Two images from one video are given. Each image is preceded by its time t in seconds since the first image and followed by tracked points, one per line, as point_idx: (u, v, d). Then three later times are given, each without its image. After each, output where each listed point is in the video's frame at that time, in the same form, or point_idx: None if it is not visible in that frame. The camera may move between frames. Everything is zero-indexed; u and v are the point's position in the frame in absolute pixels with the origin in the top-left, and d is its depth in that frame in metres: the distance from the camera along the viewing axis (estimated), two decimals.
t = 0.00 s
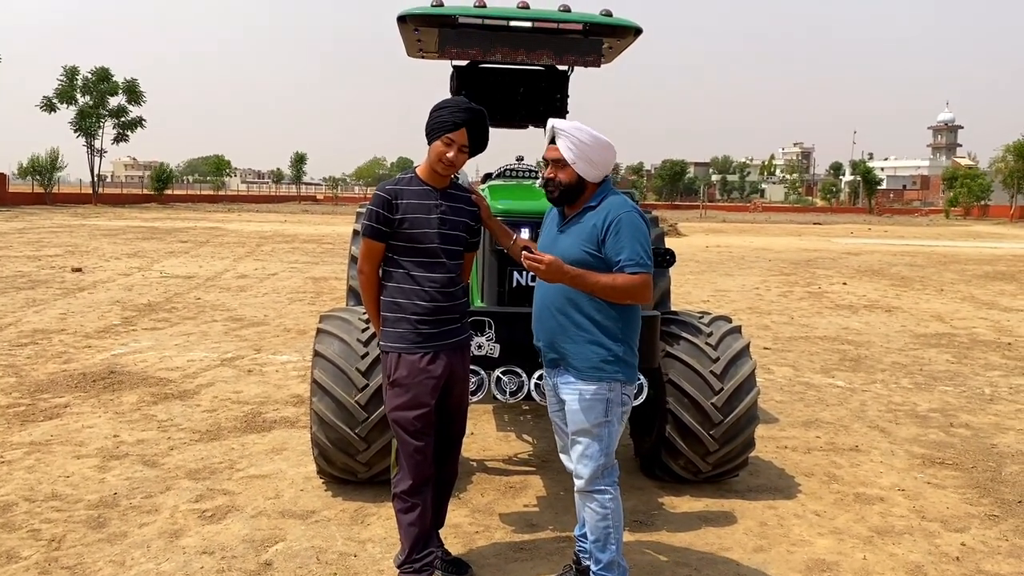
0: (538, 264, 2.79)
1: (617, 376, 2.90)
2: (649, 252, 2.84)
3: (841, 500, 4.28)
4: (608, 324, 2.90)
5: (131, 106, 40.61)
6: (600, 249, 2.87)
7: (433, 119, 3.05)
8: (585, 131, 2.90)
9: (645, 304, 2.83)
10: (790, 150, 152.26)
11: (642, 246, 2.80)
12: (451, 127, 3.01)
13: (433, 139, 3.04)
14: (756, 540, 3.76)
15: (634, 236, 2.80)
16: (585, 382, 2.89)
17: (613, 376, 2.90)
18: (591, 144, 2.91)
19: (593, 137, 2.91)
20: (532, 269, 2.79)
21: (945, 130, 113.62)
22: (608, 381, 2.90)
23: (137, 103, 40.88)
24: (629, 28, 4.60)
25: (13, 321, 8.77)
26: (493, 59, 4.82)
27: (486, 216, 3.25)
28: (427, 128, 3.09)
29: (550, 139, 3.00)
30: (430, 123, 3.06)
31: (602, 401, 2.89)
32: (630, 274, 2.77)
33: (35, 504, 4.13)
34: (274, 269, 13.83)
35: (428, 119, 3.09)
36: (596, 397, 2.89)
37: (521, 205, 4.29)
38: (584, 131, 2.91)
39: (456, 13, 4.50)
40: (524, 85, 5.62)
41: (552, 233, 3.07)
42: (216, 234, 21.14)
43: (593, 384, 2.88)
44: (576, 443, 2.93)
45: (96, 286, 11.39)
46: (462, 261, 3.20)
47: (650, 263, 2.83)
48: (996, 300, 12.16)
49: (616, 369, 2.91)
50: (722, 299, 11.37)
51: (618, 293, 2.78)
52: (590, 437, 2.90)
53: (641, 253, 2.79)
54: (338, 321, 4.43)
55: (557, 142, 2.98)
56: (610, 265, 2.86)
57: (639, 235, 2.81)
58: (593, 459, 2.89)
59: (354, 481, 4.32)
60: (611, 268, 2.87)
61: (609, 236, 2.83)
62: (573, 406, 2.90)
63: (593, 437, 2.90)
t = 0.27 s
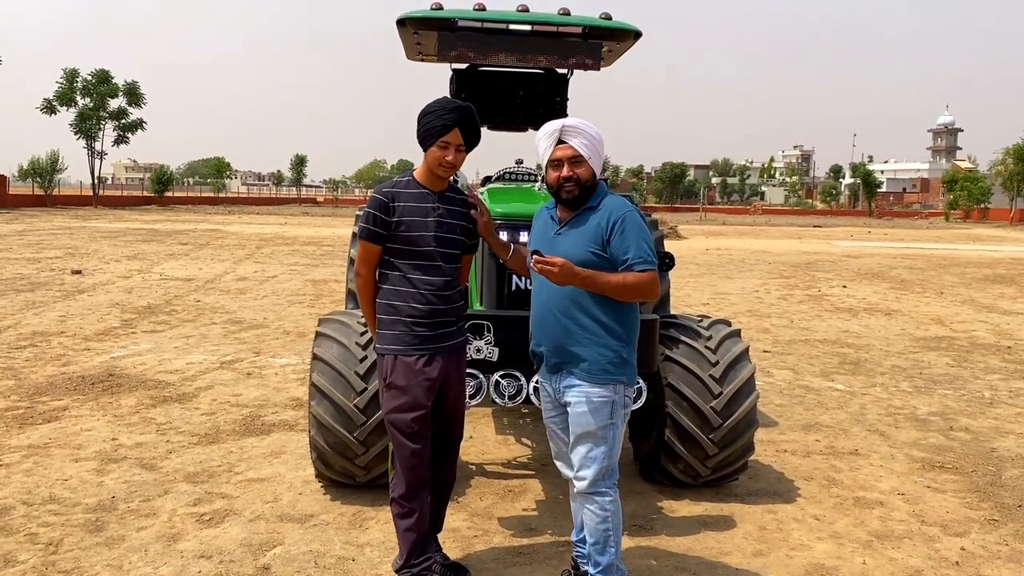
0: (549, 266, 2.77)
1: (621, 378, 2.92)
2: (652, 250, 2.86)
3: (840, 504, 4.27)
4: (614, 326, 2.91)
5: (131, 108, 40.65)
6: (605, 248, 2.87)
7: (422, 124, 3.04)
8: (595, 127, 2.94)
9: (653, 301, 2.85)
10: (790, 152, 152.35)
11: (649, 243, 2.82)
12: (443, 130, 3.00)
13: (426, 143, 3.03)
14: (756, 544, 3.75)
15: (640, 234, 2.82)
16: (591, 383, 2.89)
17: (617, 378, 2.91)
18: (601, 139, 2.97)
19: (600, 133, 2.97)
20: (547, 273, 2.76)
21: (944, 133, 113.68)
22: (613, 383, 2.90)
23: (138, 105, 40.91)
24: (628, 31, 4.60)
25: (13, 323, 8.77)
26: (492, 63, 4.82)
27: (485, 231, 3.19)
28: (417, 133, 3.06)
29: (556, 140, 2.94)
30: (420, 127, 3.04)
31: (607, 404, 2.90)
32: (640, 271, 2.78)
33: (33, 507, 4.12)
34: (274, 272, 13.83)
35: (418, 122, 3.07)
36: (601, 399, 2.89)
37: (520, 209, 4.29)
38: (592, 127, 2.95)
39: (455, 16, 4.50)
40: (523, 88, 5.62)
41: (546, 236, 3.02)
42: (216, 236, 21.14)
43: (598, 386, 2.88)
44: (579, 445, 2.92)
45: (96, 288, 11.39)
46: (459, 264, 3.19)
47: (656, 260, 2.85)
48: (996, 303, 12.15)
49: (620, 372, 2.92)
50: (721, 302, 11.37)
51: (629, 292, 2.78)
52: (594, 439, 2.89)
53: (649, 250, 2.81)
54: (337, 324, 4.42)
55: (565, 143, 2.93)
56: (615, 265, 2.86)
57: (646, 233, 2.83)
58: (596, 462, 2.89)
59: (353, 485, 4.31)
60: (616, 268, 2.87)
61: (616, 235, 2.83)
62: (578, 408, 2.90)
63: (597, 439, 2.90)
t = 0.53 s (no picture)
0: (556, 284, 2.82)
1: (630, 380, 2.94)
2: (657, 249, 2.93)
3: (840, 509, 4.27)
4: (622, 327, 2.94)
5: (132, 110, 40.70)
6: (614, 247, 2.90)
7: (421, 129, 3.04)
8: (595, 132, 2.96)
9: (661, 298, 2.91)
10: (790, 156, 152.41)
11: (657, 241, 2.89)
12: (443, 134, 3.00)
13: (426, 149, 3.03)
14: (756, 549, 3.75)
15: (648, 232, 2.88)
16: (601, 384, 2.90)
17: (626, 379, 2.93)
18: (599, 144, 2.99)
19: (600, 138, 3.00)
20: (554, 289, 2.82)
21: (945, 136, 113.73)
22: (622, 384, 2.92)
23: (139, 107, 40.96)
24: (629, 36, 4.60)
25: (13, 326, 8.77)
26: (493, 67, 4.82)
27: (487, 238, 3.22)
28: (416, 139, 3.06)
29: (556, 143, 2.94)
30: (420, 133, 3.04)
31: (616, 404, 2.91)
32: (651, 269, 2.83)
33: (33, 511, 4.13)
34: (274, 274, 13.84)
35: (417, 127, 3.07)
36: (610, 400, 2.90)
37: (521, 213, 4.30)
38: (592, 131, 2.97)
39: (456, 20, 4.51)
40: (524, 92, 5.63)
41: (548, 238, 3.00)
42: (216, 239, 21.15)
43: (608, 387, 2.89)
44: (586, 445, 2.92)
45: (97, 291, 11.40)
46: (456, 269, 3.20)
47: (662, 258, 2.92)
48: (997, 307, 12.15)
49: (629, 373, 2.94)
50: (722, 306, 11.37)
51: (641, 292, 2.83)
52: (602, 439, 2.90)
53: (658, 248, 2.87)
54: (337, 328, 4.42)
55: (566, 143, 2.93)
56: (625, 264, 2.90)
57: (653, 231, 2.89)
58: (603, 462, 2.89)
59: (353, 489, 4.31)
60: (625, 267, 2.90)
61: (625, 234, 2.88)
62: (587, 407, 2.90)
63: (605, 440, 2.90)
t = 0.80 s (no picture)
0: (574, 286, 2.83)
1: (642, 383, 2.96)
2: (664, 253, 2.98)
3: (841, 513, 4.27)
4: (632, 330, 2.96)
5: (132, 112, 40.74)
6: (624, 250, 2.93)
7: (415, 133, 3.04)
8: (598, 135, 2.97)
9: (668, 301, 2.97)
10: (790, 160, 152.51)
11: (664, 245, 2.94)
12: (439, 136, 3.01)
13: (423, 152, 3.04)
14: (757, 553, 3.75)
15: (657, 236, 2.94)
16: (616, 387, 2.91)
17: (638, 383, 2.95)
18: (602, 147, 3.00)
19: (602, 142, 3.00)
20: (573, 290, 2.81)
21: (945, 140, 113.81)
22: (634, 388, 2.94)
23: (139, 109, 40.99)
24: (630, 39, 4.61)
25: (14, 328, 8.78)
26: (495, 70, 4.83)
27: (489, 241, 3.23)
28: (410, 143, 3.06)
29: (560, 145, 2.94)
30: (414, 137, 3.05)
31: (630, 408, 2.93)
32: (661, 273, 2.88)
33: (34, 513, 4.13)
34: (274, 277, 13.84)
35: (411, 130, 3.07)
36: (624, 403, 2.92)
37: (523, 216, 4.31)
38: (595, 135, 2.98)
39: (458, 24, 4.52)
40: (526, 96, 5.64)
41: (554, 241, 2.99)
42: (216, 241, 21.17)
43: (622, 391, 2.91)
44: (601, 449, 2.92)
45: (97, 293, 11.41)
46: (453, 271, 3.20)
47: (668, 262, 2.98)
48: (997, 311, 12.15)
49: (640, 377, 2.96)
50: (722, 310, 11.38)
51: (653, 295, 2.87)
52: (617, 442, 2.91)
53: (666, 252, 2.93)
54: (339, 331, 4.43)
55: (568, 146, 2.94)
56: (635, 267, 2.93)
57: (660, 235, 2.95)
58: (618, 465, 2.91)
59: (354, 492, 4.31)
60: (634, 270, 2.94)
61: (635, 238, 2.91)
62: (603, 411, 2.90)
63: (619, 443, 2.92)
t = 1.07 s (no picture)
0: (583, 294, 2.85)
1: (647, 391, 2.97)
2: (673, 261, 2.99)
3: (842, 516, 4.28)
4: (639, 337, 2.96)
5: (132, 114, 40.77)
6: (632, 257, 2.93)
7: (403, 132, 3.04)
8: (607, 139, 2.97)
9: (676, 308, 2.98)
10: (790, 163, 152.60)
11: (672, 251, 2.95)
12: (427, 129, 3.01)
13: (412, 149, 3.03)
14: (758, 555, 3.76)
15: (667, 244, 2.94)
16: (621, 396, 2.91)
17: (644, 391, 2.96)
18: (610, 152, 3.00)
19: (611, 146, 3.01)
20: (585, 296, 2.84)
21: (945, 144, 113.90)
22: (640, 396, 2.95)
23: (139, 111, 41.02)
24: (632, 43, 4.63)
25: (15, 329, 8.78)
26: (497, 73, 4.84)
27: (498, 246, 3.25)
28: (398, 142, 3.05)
29: (568, 150, 2.95)
30: (401, 136, 3.04)
31: (635, 416, 2.93)
32: (669, 281, 2.89)
33: (36, 514, 4.13)
34: (275, 279, 13.84)
35: (398, 130, 3.06)
36: (630, 411, 2.92)
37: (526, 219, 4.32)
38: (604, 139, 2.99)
39: (460, 27, 4.54)
40: (527, 98, 5.65)
41: (562, 245, 2.99)
42: (217, 243, 21.17)
43: (628, 399, 2.91)
44: (607, 458, 2.93)
45: (98, 294, 11.42)
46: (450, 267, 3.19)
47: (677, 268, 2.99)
48: (997, 315, 12.15)
49: (647, 384, 2.97)
50: (722, 313, 11.38)
51: (660, 303, 2.88)
52: (623, 451, 2.92)
53: (675, 259, 2.93)
54: (341, 332, 4.45)
55: (576, 150, 2.95)
56: (644, 274, 2.94)
57: (668, 242, 2.95)
58: (625, 474, 2.92)
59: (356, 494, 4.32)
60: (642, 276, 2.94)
61: (644, 245, 2.92)
62: (608, 420, 2.91)
63: (625, 452, 2.92)
